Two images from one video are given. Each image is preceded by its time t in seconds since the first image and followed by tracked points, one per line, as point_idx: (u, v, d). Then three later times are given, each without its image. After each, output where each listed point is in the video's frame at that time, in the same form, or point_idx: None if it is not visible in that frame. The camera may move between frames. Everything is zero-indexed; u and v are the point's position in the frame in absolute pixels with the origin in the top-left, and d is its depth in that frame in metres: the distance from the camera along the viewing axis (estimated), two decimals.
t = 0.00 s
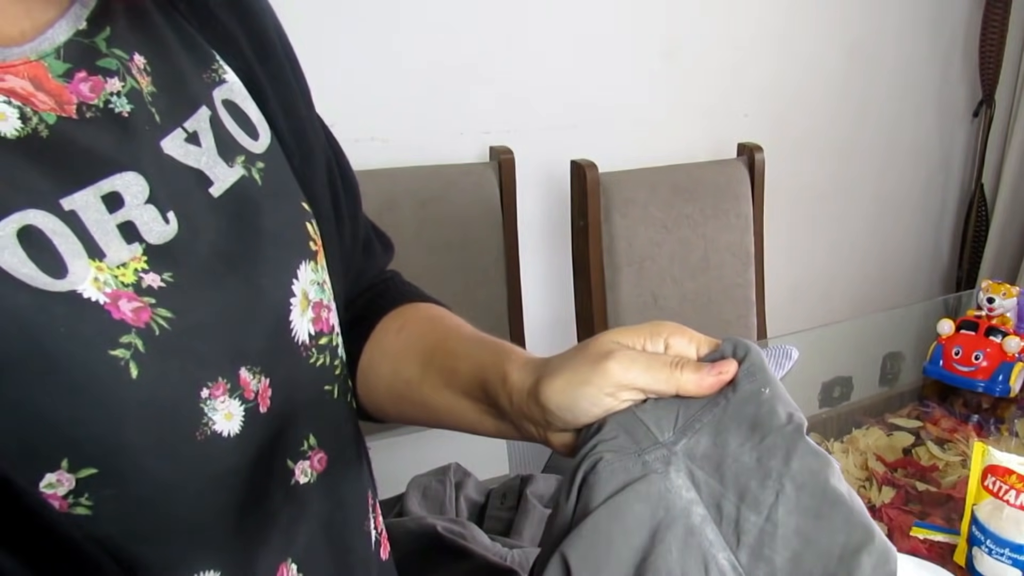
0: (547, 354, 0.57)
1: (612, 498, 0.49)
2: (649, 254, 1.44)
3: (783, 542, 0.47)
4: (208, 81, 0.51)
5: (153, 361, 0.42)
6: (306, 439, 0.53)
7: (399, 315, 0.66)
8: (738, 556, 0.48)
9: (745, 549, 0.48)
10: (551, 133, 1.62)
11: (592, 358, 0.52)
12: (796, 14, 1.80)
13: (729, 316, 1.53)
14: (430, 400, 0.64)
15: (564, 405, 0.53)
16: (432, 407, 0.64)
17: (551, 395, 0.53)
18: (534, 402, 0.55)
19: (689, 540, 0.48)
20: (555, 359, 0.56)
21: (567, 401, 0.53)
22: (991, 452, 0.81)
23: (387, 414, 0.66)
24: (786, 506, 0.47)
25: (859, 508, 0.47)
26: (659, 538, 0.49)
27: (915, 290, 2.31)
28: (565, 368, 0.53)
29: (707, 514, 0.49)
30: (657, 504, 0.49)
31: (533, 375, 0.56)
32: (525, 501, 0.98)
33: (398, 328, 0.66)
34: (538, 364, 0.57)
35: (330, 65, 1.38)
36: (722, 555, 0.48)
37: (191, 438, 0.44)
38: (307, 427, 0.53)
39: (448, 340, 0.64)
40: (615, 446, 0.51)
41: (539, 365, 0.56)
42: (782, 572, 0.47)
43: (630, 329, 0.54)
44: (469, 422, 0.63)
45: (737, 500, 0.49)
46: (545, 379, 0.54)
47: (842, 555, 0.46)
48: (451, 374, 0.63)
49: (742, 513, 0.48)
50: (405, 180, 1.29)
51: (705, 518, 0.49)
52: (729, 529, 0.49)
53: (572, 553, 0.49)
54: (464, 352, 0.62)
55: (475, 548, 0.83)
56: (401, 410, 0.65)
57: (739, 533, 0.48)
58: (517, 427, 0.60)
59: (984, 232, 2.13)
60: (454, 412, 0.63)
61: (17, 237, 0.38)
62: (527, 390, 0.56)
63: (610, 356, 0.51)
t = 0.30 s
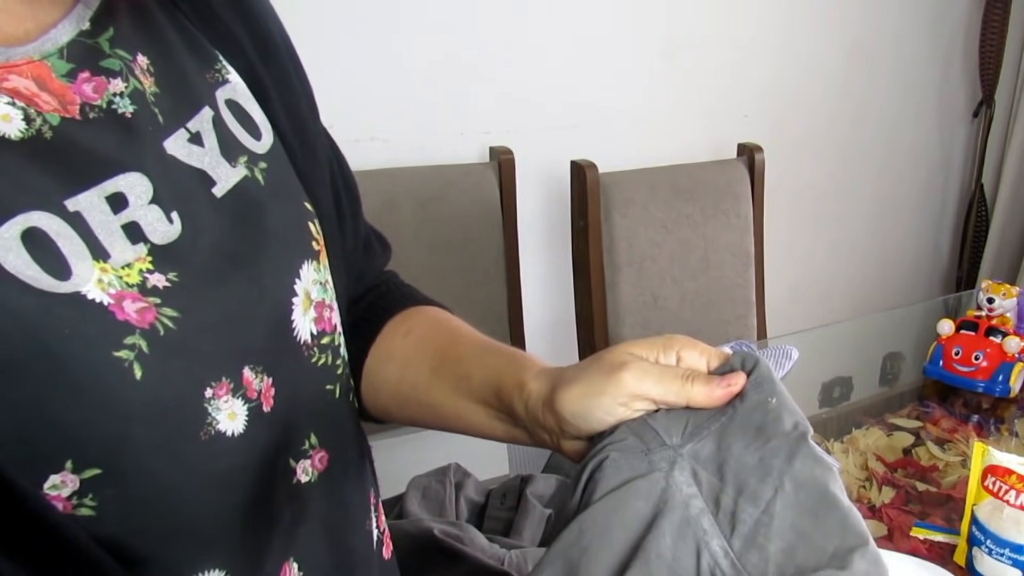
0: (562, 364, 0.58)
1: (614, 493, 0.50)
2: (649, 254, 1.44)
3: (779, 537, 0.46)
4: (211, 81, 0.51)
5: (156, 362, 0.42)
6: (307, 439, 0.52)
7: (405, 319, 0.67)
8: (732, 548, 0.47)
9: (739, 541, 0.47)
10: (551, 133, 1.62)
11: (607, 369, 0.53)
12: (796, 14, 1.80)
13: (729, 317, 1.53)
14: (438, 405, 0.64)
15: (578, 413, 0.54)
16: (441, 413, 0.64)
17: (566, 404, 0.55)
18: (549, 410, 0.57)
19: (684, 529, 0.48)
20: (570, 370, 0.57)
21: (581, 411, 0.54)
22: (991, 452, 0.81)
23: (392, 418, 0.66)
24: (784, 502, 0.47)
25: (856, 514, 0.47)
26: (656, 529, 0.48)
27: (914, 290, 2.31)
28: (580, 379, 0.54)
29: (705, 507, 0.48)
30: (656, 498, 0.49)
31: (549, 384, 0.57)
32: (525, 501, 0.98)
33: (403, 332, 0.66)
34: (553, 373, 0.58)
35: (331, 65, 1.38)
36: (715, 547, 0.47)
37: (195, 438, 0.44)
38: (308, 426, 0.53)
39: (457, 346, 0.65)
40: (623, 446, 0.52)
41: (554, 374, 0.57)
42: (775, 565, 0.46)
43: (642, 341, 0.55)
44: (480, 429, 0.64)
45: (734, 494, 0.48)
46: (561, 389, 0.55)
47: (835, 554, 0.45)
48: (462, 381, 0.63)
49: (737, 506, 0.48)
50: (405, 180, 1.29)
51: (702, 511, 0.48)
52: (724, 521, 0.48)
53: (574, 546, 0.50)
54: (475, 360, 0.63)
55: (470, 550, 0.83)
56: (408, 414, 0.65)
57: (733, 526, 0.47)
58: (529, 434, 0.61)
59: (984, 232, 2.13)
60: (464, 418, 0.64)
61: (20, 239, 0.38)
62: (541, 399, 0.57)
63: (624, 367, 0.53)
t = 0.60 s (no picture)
0: (555, 356, 0.58)
1: (607, 486, 0.50)
2: (649, 254, 1.44)
3: (773, 525, 0.46)
4: (212, 81, 0.51)
5: (158, 361, 0.42)
6: (307, 437, 0.52)
7: (402, 316, 0.67)
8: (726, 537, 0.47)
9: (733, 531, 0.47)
10: (551, 133, 1.62)
11: (597, 358, 0.54)
12: (796, 14, 1.80)
13: (729, 317, 1.53)
14: (436, 399, 0.64)
15: (570, 404, 0.55)
16: (439, 408, 0.64)
17: (558, 394, 0.55)
18: (542, 401, 0.57)
19: (678, 521, 0.48)
20: (562, 361, 0.57)
21: (573, 401, 0.54)
22: (991, 452, 0.81)
23: (392, 414, 0.66)
24: (776, 489, 0.46)
25: (851, 494, 0.46)
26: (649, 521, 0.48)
27: (915, 290, 2.31)
28: (570, 369, 0.55)
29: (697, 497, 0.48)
30: (648, 490, 0.49)
31: (542, 376, 0.58)
32: (525, 501, 0.98)
33: (400, 329, 0.66)
34: (546, 365, 0.58)
35: (330, 66, 1.38)
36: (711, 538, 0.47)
37: (197, 437, 0.44)
38: (309, 425, 0.53)
39: (452, 340, 0.65)
40: (614, 438, 0.52)
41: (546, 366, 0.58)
42: (770, 554, 0.46)
43: (631, 330, 0.56)
44: (479, 423, 0.64)
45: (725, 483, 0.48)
46: (553, 379, 0.55)
47: (831, 539, 0.45)
48: (458, 374, 0.63)
49: (728, 496, 0.47)
50: (405, 180, 1.29)
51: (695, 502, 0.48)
52: (717, 511, 0.48)
53: (574, 545, 0.50)
54: (470, 353, 0.63)
55: (472, 549, 0.83)
56: (407, 409, 0.65)
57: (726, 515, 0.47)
58: (527, 427, 0.61)
59: (984, 232, 2.13)
60: (461, 411, 0.64)
61: (24, 238, 0.38)
62: (535, 390, 0.58)
63: (612, 355, 0.53)
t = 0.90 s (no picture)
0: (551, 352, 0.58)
1: (603, 481, 0.50)
2: (649, 254, 1.44)
3: (771, 516, 0.46)
4: (210, 81, 0.51)
5: (159, 358, 0.42)
6: (307, 436, 0.53)
7: (398, 315, 0.67)
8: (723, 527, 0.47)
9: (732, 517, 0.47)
10: (551, 133, 1.62)
11: (592, 354, 0.54)
12: (797, 14, 1.80)
13: (729, 317, 1.53)
14: (435, 397, 0.64)
15: (565, 399, 0.54)
16: (436, 406, 0.64)
17: (552, 389, 0.55)
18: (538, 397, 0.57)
19: (676, 514, 0.48)
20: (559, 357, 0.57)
21: (566, 395, 0.54)
22: (991, 452, 0.81)
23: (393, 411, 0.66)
24: (772, 479, 0.46)
25: (848, 481, 0.46)
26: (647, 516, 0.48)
27: (915, 290, 2.31)
28: (566, 364, 0.55)
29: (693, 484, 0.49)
30: (645, 484, 0.49)
31: (538, 371, 0.57)
32: (525, 502, 0.98)
33: (398, 327, 0.66)
34: (541, 361, 0.58)
35: (330, 65, 1.38)
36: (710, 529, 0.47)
37: (197, 434, 0.44)
38: (309, 423, 0.53)
39: (448, 337, 0.65)
40: (610, 432, 0.52)
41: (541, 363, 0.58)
42: (768, 543, 0.46)
43: (625, 323, 0.56)
44: (477, 420, 0.64)
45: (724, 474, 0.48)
46: (547, 375, 0.55)
47: (828, 526, 0.45)
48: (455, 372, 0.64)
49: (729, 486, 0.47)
50: (406, 180, 1.29)
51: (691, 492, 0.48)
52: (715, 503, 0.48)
53: (573, 544, 0.50)
54: (467, 350, 0.63)
55: (474, 548, 0.83)
56: (407, 407, 0.65)
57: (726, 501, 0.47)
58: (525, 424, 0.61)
59: (984, 232, 2.13)
60: (459, 409, 0.64)
61: (25, 236, 0.38)
62: (530, 386, 0.58)
63: (605, 349, 0.53)
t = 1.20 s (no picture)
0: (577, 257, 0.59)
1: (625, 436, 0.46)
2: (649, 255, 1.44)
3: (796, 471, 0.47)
4: (192, 82, 0.51)
5: (149, 355, 0.42)
6: (286, 435, 0.51)
7: (429, 255, 0.68)
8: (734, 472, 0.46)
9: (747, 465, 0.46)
10: (552, 133, 1.62)
11: (621, 262, 0.54)
12: (795, 15, 1.80)
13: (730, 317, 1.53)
14: (475, 316, 0.64)
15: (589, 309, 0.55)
16: (478, 324, 0.64)
17: (587, 293, 0.55)
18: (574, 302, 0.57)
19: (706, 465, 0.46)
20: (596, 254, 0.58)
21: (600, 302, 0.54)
22: (991, 452, 0.81)
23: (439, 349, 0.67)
24: (791, 440, 0.47)
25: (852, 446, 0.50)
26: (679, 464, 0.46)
27: (916, 291, 2.31)
28: (595, 270, 0.55)
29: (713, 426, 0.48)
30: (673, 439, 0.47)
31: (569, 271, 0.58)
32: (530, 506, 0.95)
33: (430, 265, 0.68)
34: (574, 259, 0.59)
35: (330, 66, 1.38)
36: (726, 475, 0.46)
37: (185, 431, 0.44)
38: (287, 421, 0.51)
39: (480, 265, 0.66)
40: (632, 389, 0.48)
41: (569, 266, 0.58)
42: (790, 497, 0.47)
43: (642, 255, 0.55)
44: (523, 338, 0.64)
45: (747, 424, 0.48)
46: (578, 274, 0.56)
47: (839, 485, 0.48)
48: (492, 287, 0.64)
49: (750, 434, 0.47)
50: (406, 180, 1.29)
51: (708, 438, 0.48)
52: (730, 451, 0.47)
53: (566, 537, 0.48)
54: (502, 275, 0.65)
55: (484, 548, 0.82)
56: (450, 332, 0.66)
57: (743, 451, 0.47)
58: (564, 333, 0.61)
59: (984, 232, 2.13)
60: (501, 324, 0.64)
61: (18, 229, 0.38)
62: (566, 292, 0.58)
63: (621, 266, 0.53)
